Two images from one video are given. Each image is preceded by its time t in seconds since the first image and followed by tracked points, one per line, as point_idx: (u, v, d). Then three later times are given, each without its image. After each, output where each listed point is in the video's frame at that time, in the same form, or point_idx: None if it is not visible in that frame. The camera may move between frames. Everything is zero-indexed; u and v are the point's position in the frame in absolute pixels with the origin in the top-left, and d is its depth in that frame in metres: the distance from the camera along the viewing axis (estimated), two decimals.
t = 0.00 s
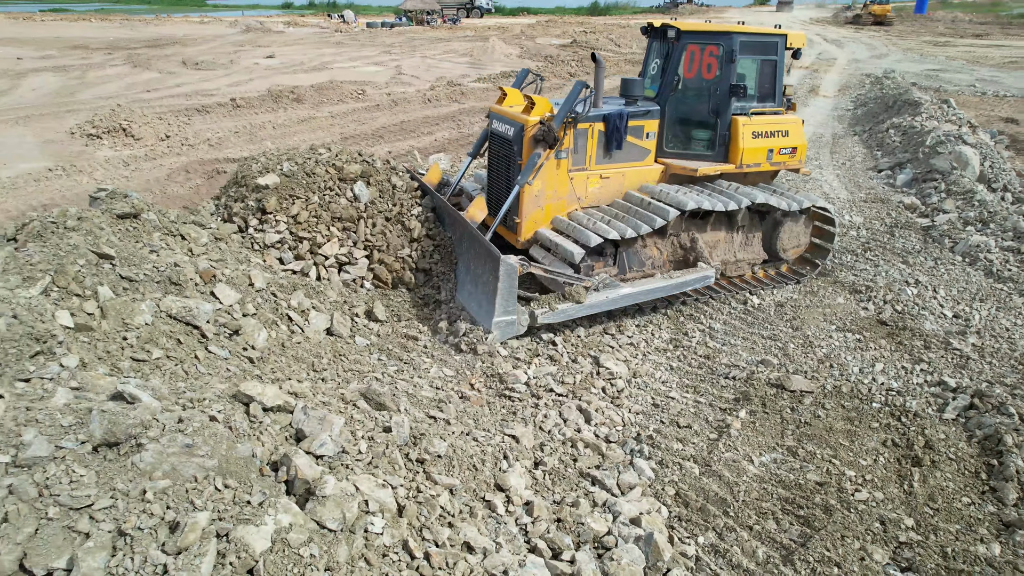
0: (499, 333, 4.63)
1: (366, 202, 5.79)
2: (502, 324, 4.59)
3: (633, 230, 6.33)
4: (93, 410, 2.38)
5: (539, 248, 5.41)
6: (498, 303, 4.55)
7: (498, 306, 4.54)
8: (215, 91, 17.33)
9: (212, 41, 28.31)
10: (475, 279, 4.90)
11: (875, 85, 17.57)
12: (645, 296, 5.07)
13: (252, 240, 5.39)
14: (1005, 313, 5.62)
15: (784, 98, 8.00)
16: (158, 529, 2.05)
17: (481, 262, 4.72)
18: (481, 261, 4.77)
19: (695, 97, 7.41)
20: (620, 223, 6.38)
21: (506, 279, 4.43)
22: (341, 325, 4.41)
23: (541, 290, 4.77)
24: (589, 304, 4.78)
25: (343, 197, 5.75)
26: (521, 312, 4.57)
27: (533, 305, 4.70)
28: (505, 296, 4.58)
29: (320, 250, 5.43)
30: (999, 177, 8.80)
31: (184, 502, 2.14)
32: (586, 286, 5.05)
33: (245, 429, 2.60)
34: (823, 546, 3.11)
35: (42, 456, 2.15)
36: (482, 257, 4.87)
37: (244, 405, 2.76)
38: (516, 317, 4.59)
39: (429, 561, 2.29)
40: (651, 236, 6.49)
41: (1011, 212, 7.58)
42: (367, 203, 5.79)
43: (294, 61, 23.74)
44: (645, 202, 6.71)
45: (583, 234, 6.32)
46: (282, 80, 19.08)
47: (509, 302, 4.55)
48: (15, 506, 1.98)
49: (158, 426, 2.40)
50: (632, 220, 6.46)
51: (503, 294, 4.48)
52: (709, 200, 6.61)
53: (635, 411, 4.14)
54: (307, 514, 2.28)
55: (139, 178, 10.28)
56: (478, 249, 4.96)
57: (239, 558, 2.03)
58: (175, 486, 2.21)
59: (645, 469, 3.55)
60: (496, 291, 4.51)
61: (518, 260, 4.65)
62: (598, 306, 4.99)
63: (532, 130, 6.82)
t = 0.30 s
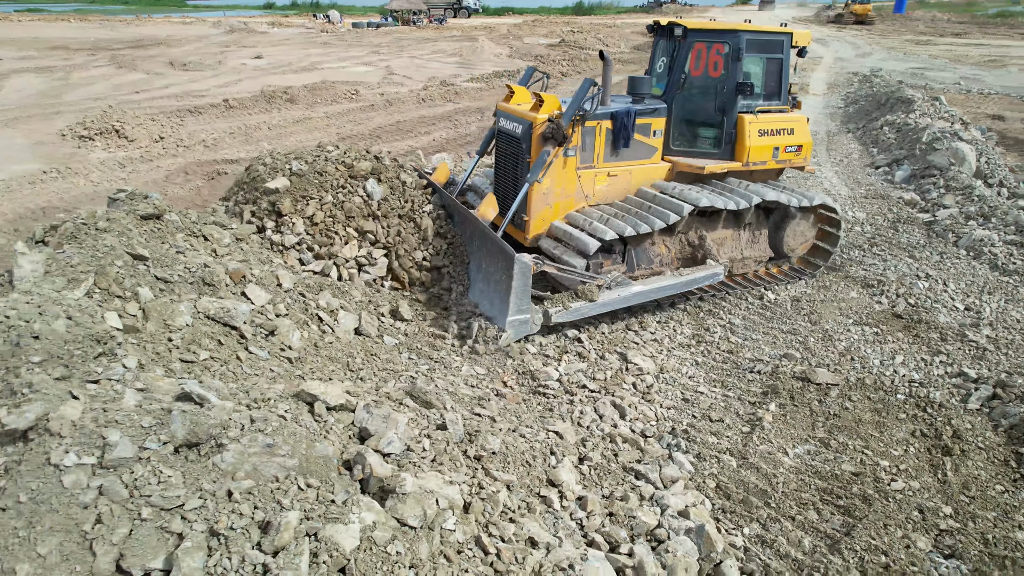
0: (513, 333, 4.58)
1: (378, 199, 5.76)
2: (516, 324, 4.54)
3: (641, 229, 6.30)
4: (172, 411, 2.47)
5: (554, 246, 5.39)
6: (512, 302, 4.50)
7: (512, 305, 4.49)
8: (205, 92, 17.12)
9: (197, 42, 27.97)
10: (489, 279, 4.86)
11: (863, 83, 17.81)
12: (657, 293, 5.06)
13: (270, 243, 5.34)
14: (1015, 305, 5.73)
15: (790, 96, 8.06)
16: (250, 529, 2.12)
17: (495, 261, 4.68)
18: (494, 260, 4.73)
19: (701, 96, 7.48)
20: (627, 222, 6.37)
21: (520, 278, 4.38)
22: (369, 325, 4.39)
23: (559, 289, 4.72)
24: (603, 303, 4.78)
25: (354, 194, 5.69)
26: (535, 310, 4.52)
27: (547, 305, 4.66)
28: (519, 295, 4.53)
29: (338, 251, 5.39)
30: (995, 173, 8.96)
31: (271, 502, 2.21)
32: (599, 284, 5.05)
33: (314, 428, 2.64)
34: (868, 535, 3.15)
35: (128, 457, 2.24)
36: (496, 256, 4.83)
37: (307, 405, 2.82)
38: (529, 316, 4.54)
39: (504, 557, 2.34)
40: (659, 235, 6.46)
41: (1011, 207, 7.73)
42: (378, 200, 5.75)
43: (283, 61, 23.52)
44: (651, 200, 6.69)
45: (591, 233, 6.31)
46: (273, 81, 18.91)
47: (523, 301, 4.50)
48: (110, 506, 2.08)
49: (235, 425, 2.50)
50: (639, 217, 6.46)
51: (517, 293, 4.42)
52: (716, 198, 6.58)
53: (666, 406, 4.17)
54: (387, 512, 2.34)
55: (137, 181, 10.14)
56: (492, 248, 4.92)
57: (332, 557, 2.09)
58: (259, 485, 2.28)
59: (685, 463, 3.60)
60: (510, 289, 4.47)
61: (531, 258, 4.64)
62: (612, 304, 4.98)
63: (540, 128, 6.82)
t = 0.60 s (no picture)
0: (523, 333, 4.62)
1: (388, 199, 5.70)
2: (526, 324, 4.59)
3: (646, 228, 6.25)
4: (248, 417, 2.48)
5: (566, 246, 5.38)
6: (523, 302, 4.56)
7: (522, 306, 4.55)
8: (193, 94, 16.90)
9: (179, 43, 27.59)
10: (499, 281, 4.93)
11: (850, 82, 18.07)
12: (664, 293, 5.08)
13: (285, 248, 5.28)
14: (1019, 298, 5.85)
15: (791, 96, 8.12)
16: (338, 534, 2.15)
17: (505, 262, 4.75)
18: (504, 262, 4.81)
19: (704, 96, 7.53)
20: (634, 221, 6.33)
21: (530, 277, 4.45)
22: (394, 327, 4.37)
23: (571, 289, 4.78)
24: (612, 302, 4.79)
25: (365, 194, 5.64)
26: (545, 311, 4.56)
27: (558, 305, 4.67)
28: (529, 296, 4.59)
29: (354, 254, 5.36)
30: (987, 169, 9.15)
31: (354, 506, 2.24)
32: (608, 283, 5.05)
33: (376, 432, 2.67)
34: (905, 526, 3.20)
35: (208, 464, 2.27)
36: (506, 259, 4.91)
37: (368, 408, 2.87)
38: (539, 316, 4.58)
39: (571, 555, 2.38)
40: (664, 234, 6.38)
41: (1007, 202, 7.89)
42: (388, 199, 5.70)
43: (269, 62, 23.30)
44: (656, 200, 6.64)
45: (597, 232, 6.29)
46: (261, 82, 18.73)
47: (533, 301, 4.56)
48: (197, 513, 2.11)
49: (311, 430, 2.52)
50: (645, 217, 6.44)
51: (527, 293, 4.49)
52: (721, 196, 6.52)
53: (693, 403, 4.22)
54: (463, 512, 2.39)
55: (132, 184, 9.98)
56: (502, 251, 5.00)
57: (419, 558, 2.13)
58: (340, 490, 2.32)
59: (719, 458, 3.64)
60: (521, 289, 4.54)
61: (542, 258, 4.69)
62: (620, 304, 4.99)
63: (545, 129, 6.85)
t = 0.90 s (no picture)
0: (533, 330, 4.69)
1: (396, 199, 5.59)
2: (537, 322, 4.65)
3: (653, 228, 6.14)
4: (322, 425, 2.63)
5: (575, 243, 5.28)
6: (534, 299, 4.62)
7: (532, 303, 4.61)
8: (180, 96, 16.65)
9: (161, 44, 27.17)
10: (510, 277, 5.01)
11: (837, 80, 18.32)
12: (671, 291, 5.12)
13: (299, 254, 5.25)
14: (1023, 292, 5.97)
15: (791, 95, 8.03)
16: (424, 541, 2.28)
17: (515, 259, 4.80)
18: (515, 258, 4.86)
19: (706, 97, 7.33)
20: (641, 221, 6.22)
21: (541, 275, 4.50)
22: (417, 329, 4.35)
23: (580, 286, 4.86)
24: (622, 299, 4.82)
25: (373, 196, 5.55)
26: (555, 308, 4.62)
27: (566, 304, 4.75)
28: (540, 294, 4.64)
29: (367, 258, 5.31)
30: (980, 166, 9.32)
31: (436, 512, 2.38)
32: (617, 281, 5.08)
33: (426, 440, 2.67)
34: (940, 519, 3.25)
35: (286, 473, 2.41)
36: (517, 255, 4.96)
37: (425, 411, 3.05)
38: (550, 313, 4.64)
39: (635, 556, 2.45)
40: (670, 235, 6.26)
41: (1002, 198, 8.04)
42: (396, 199, 5.59)
43: (255, 64, 23.05)
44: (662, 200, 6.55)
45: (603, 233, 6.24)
46: (249, 83, 18.52)
47: (544, 298, 4.62)
48: (282, 523, 2.27)
49: (385, 437, 2.65)
50: (652, 216, 6.37)
51: (538, 291, 4.54)
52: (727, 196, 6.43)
53: (718, 401, 4.25)
54: (536, 514, 2.49)
55: (125, 187, 9.82)
56: (512, 247, 5.04)
57: (503, 562, 2.25)
58: (418, 495, 2.45)
59: (751, 455, 3.68)
60: (531, 287, 4.59)
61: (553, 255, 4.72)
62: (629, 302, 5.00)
63: (550, 129, 6.63)
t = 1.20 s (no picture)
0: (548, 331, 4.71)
1: (409, 200, 5.55)
2: (552, 322, 4.67)
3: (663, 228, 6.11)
4: (404, 427, 2.69)
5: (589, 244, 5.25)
6: (550, 300, 4.65)
7: (548, 304, 4.63)
8: (169, 97, 16.43)
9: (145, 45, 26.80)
10: (522, 278, 5.03)
11: (826, 79, 18.53)
12: (683, 291, 5.11)
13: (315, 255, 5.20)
14: None
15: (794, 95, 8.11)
16: (516, 542, 2.34)
17: (529, 259, 4.82)
18: (528, 258, 4.88)
19: (712, 97, 7.28)
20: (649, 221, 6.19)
21: (557, 275, 4.53)
22: (444, 330, 4.33)
23: (595, 287, 4.85)
24: (637, 298, 4.81)
25: (386, 196, 5.50)
26: (571, 308, 4.64)
27: (580, 304, 4.79)
28: (555, 294, 4.67)
29: (383, 259, 5.27)
30: (975, 163, 9.48)
31: (523, 513, 2.45)
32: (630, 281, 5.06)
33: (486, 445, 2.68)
34: (976, 510, 3.30)
35: (374, 477, 2.44)
36: (530, 255, 4.98)
37: (489, 411, 3.07)
38: (565, 313, 4.67)
39: (700, 551, 2.52)
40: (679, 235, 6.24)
41: (1000, 194, 8.18)
42: (409, 199, 5.55)
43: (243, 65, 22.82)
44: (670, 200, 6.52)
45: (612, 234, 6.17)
46: (238, 84, 18.33)
47: (559, 298, 4.65)
48: (375, 527, 2.29)
49: (466, 439, 2.73)
50: (659, 216, 6.33)
51: (554, 291, 4.57)
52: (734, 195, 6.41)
53: (745, 397, 4.29)
54: (613, 513, 2.56)
55: (122, 190, 9.66)
56: (524, 247, 5.06)
57: (591, 560, 2.32)
58: (502, 496, 2.52)
59: (785, 450, 3.71)
60: (548, 287, 4.62)
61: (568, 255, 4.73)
62: (643, 302, 5.00)
63: (560, 128, 6.55)
